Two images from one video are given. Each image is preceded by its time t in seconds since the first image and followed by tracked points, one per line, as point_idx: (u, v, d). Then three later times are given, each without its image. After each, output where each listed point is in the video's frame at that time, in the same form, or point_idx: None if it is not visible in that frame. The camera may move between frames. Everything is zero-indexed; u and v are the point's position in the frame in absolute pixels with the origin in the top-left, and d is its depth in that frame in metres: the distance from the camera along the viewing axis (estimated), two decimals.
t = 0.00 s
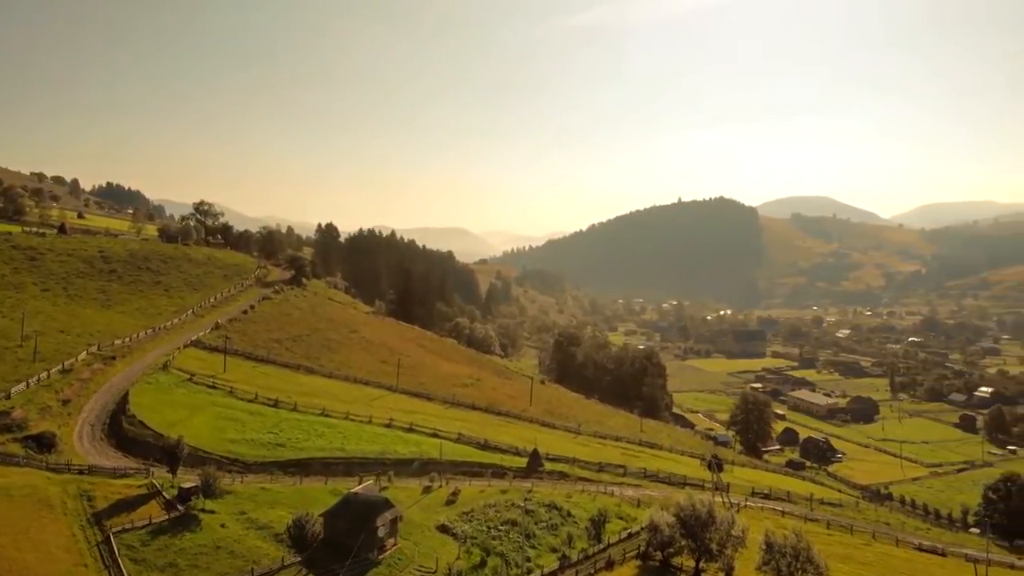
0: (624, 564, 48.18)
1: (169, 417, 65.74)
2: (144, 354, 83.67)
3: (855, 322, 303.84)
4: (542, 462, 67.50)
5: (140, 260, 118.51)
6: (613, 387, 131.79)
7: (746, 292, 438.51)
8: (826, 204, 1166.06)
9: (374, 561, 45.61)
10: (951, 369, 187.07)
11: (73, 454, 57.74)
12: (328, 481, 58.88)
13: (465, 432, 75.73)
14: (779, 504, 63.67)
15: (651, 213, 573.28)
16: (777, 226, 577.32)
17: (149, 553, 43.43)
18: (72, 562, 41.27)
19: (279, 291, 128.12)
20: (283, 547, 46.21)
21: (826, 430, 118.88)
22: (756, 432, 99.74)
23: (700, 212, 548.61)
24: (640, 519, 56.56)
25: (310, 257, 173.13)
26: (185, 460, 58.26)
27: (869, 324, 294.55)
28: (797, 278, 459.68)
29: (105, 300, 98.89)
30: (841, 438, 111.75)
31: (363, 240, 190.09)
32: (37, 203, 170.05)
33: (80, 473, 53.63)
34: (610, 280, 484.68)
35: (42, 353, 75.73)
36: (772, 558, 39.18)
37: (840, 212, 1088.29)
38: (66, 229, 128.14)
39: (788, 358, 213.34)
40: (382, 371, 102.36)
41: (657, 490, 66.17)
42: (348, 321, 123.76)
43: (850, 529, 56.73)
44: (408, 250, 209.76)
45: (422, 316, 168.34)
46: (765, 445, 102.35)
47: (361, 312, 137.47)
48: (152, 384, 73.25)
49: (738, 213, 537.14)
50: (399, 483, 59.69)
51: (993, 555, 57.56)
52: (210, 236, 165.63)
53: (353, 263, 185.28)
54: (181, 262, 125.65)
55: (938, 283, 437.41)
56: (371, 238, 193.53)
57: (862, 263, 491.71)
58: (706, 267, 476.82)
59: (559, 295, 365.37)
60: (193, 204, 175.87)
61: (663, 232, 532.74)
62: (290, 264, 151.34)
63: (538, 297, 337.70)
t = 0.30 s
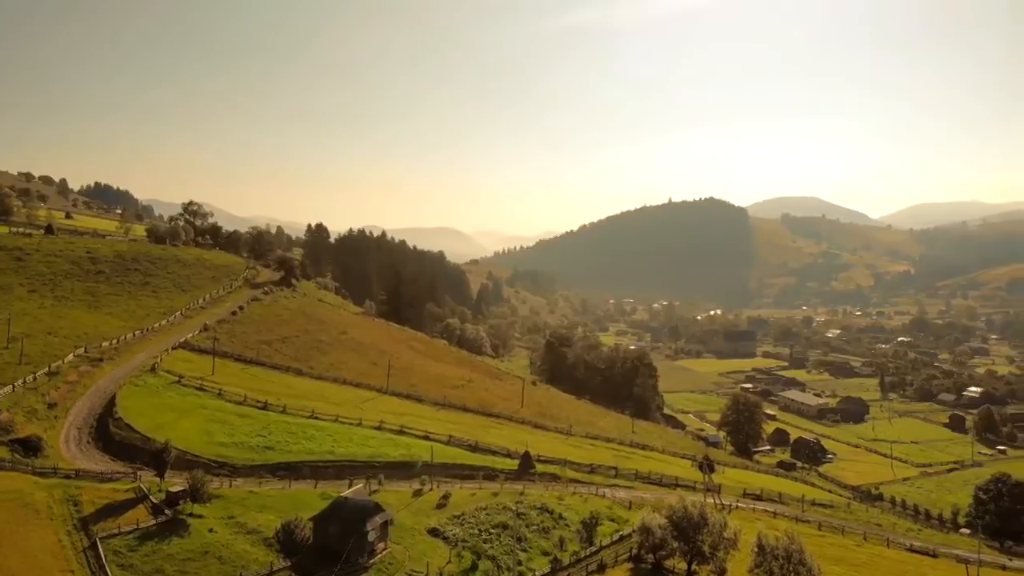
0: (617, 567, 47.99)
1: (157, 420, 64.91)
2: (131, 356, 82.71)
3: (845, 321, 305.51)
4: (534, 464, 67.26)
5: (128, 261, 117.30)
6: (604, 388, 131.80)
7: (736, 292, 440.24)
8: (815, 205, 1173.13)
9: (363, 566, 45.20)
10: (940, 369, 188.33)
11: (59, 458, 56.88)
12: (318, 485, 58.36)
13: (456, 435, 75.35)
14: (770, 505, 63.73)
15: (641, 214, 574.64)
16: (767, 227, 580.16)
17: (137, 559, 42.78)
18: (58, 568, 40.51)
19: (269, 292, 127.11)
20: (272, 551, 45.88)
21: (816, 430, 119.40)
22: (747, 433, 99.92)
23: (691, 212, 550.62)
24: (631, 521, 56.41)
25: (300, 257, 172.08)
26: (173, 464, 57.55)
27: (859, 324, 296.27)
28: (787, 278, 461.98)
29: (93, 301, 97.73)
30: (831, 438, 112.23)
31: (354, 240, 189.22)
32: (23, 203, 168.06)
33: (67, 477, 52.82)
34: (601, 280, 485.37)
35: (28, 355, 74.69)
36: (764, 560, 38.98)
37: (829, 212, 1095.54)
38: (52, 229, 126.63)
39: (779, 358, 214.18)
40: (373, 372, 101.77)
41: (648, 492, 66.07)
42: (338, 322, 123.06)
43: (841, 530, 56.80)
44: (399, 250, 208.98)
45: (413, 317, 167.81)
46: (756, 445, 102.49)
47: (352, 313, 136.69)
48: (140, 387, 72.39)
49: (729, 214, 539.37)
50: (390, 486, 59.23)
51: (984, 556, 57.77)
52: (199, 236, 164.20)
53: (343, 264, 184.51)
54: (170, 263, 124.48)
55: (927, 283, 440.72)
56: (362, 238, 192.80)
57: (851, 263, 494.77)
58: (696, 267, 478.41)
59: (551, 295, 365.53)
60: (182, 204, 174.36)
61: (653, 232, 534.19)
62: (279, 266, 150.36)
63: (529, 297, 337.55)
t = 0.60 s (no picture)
0: (608, 569, 47.77)
1: (145, 423, 64.12)
2: (118, 358, 81.73)
3: (834, 322, 307.09)
4: (525, 466, 67.01)
5: (116, 262, 116.05)
6: (596, 388, 131.81)
7: (726, 292, 442.00)
8: (803, 205, 1180.51)
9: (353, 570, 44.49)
10: (929, 369, 189.50)
11: (45, 462, 56.02)
12: (308, 488, 57.87)
13: (447, 437, 75.00)
14: (762, 507, 63.81)
15: (632, 214, 575.94)
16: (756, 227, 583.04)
17: (124, 565, 42.14)
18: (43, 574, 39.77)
19: (258, 293, 126.11)
20: (261, 556, 45.33)
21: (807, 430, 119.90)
22: (738, 433, 100.02)
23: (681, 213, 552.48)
24: (623, 523, 56.26)
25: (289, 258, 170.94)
26: (161, 468, 56.86)
27: (849, 324, 297.86)
28: (777, 278, 464.28)
29: (80, 303, 96.57)
30: (822, 438, 112.71)
31: (344, 240, 188.23)
32: (9, 203, 166.03)
33: (53, 482, 52.01)
34: (592, 279, 485.88)
35: (13, 358, 73.63)
36: (756, 563, 38.81)
37: (817, 213, 1103.32)
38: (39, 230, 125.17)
39: (769, 358, 215.00)
40: (363, 374, 101.20)
41: (639, 493, 65.93)
42: (328, 323, 122.29)
43: (832, 531, 56.96)
44: (390, 250, 208.10)
45: (404, 318, 167.26)
46: (747, 446, 102.70)
47: (342, 315, 135.89)
48: (128, 390, 71.54)
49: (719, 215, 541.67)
50: (380, 489, 58.78)
51: (975, 556, 58.03)
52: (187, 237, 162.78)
53: (333, 265, 183.48)
54: (158, 263, 123.26)
55: (915, 283, 444.13)
56: (352, 238, 191.78)
57: (840, 263, 498.00)
58: (687, 267, 479.90)
59: (542, 295, 365.47)
60: (171, 204, 172.88)
61: (644, 232, 535.57)
62: (268, 266, 149.30)
63: (520, 298, 337.33)
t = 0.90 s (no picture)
0: (600, 572, 47.57)
1: (132, 426, 63.33)
2: (105, 360, 80.75)
3: (824, 321, 308.61)
4: (516, 468, 66.78)
5: (103, 263, 114.83)
6: (587, 389, 131.84)
7: (717, 292, 443.59)
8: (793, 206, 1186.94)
9: None
10: (918, 369, 190.67)
11: (30, 465, 55.14)
12: (298, 492, 57.31)
13: (438, 439, 74.64)
14: (753, 508, 63.86)
15: (623, 214, 577.00)
16: (746, 228, 585.55)
17: (111, 571, 41.53)
18: None
19: (247, 294, 125.08)
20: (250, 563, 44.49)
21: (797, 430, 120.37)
22: (729, 434, 100.19)
23: (672, 214, 554.04)
24: (615, 525, 56.10)
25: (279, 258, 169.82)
26: (148, 472, 56.14)
27: (838, 324, 299.42)
28: (767, 279, 466.49)
29: (67, 304, 95.40)
30: (812, 438, 113.12)
31: (334, 240, 187.34)
32: None
33: (39, 486, 51.22)
34: (583, 279, 486.32)
35: None
36: (749, 565, 38.62)
37: (807, 213, 1109.84)
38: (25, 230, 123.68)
39: (759, 358, 215.82)
40: (353, 375, 100.64)
41: (631, 495, 65.85)
42: (318, 325, 121.52)
43: (824, 532, 57.06)
44: (380, 250, 207.29)
45: (394, 319, 166.71)
46: (738, 446, 102.88)
47: (332, 316, 135.14)
48: (115, 392, 70.67)
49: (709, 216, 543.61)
50: (370, 493, 58.35)
51: (965, 557, 58.22)
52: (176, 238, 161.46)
53: (322, 265, 181.98)
54: (146, 264, 122.09)
55: (904, 283, 447.17)
56: (342, 238, 190.35)
57: (829, 263, 500.89)
58: (677, 267, 481.26)
59: (533, 295, 365.38)
60: (159, 205, 171.29)
61: (635, 232, 536.61)
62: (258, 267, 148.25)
63: (510, 298, 337.15)
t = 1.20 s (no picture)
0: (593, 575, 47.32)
1: (120, 429, 62.51)
2: (93, 363, 79.75)
3: (814, 321, 310.06)
4: (507, 471, 66.53)
5: (91, 264, 113.61)
6: (578, 389, 131.80)
7: (707, 292, 445.19)
8: (782, 206, 1193.08)
9: None
10: (908, 369, 191.76)
11: (16, 469, 54.30)
12: (287, 495, 56.80)
13: (428, 441, 74.20)
14: (745, 509, 63.89)
15: (614, 215, 578.01)
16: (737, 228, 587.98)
17: None
18: None
19: (236, 295, 124.07)
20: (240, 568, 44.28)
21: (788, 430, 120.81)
22: (720, 435, 100.35)
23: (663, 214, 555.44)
24: (607, 528, 55.95)
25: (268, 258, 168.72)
26: (136, 476, 55.43)
27: (829, 324, 301.04)
28: (757, 279, 468.53)
29: (54, 306, 94.28)
30: (803, 438, 113.52)
31: (324, 241, 186.31)
32: None
33: (25, 490, 50.43)
34: (574, 279, 486.46)
35: None
36: (741, 568, 38.45)
37: (796, 213, 1116.03)
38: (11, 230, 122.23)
39: (750, 358, 216.58)
40: (344, 377, 100.03)
41: (622, 497, 65.74)
42: (308, 326, 120.72)
43: (816, 533, 57.14)
44: (371, 251, 206.43)
45: (385, 320, 166.05)
46: (728, 447, 103.05)
47: (323, 317, 134.38)
48: (103, 395, 69.81)
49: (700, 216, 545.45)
50: (361, 496, 57.88)
51: (956, 558, 58.40)
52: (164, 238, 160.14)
53: (312, 266, 180.74)
54: (134, 265, 120.93)
55: (893, 283, 450.27)
56: (332, 239, 189.13)
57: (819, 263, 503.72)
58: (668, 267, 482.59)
59: (524, 295, 365.34)
60: (148, 204, 169.75)
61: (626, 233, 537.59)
62: (247, 268, 147.18)
63: (502, 298, 336.88)
